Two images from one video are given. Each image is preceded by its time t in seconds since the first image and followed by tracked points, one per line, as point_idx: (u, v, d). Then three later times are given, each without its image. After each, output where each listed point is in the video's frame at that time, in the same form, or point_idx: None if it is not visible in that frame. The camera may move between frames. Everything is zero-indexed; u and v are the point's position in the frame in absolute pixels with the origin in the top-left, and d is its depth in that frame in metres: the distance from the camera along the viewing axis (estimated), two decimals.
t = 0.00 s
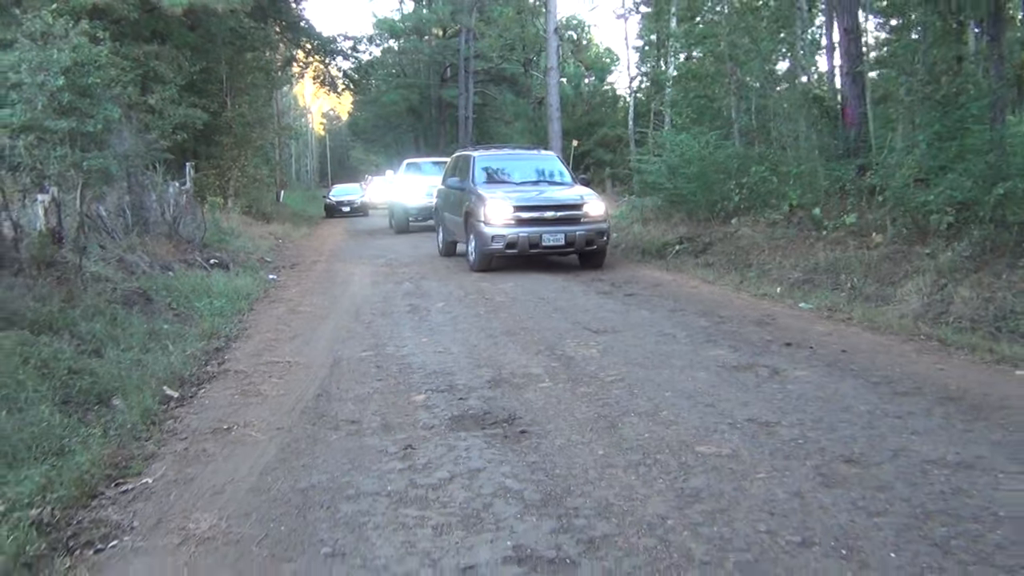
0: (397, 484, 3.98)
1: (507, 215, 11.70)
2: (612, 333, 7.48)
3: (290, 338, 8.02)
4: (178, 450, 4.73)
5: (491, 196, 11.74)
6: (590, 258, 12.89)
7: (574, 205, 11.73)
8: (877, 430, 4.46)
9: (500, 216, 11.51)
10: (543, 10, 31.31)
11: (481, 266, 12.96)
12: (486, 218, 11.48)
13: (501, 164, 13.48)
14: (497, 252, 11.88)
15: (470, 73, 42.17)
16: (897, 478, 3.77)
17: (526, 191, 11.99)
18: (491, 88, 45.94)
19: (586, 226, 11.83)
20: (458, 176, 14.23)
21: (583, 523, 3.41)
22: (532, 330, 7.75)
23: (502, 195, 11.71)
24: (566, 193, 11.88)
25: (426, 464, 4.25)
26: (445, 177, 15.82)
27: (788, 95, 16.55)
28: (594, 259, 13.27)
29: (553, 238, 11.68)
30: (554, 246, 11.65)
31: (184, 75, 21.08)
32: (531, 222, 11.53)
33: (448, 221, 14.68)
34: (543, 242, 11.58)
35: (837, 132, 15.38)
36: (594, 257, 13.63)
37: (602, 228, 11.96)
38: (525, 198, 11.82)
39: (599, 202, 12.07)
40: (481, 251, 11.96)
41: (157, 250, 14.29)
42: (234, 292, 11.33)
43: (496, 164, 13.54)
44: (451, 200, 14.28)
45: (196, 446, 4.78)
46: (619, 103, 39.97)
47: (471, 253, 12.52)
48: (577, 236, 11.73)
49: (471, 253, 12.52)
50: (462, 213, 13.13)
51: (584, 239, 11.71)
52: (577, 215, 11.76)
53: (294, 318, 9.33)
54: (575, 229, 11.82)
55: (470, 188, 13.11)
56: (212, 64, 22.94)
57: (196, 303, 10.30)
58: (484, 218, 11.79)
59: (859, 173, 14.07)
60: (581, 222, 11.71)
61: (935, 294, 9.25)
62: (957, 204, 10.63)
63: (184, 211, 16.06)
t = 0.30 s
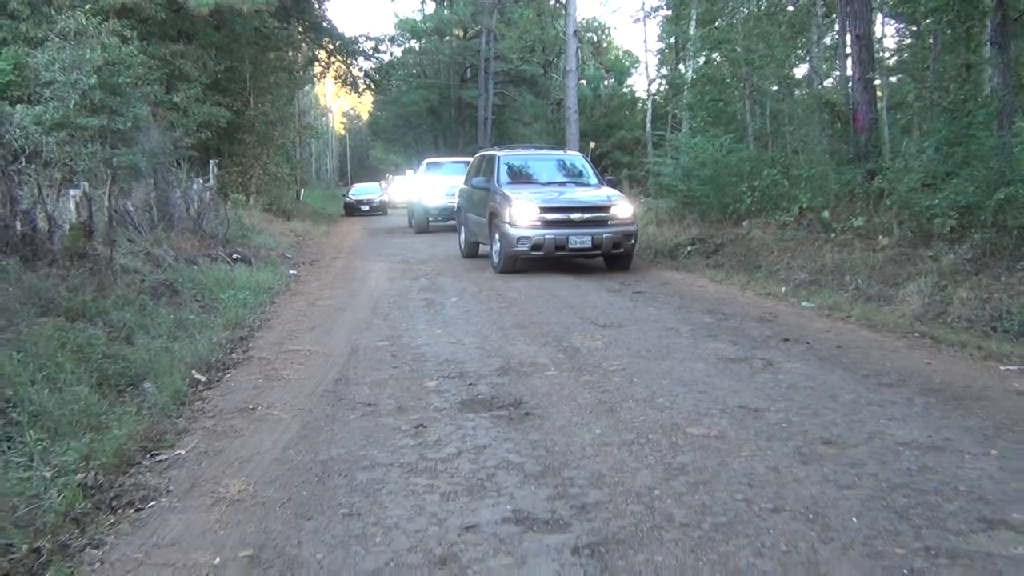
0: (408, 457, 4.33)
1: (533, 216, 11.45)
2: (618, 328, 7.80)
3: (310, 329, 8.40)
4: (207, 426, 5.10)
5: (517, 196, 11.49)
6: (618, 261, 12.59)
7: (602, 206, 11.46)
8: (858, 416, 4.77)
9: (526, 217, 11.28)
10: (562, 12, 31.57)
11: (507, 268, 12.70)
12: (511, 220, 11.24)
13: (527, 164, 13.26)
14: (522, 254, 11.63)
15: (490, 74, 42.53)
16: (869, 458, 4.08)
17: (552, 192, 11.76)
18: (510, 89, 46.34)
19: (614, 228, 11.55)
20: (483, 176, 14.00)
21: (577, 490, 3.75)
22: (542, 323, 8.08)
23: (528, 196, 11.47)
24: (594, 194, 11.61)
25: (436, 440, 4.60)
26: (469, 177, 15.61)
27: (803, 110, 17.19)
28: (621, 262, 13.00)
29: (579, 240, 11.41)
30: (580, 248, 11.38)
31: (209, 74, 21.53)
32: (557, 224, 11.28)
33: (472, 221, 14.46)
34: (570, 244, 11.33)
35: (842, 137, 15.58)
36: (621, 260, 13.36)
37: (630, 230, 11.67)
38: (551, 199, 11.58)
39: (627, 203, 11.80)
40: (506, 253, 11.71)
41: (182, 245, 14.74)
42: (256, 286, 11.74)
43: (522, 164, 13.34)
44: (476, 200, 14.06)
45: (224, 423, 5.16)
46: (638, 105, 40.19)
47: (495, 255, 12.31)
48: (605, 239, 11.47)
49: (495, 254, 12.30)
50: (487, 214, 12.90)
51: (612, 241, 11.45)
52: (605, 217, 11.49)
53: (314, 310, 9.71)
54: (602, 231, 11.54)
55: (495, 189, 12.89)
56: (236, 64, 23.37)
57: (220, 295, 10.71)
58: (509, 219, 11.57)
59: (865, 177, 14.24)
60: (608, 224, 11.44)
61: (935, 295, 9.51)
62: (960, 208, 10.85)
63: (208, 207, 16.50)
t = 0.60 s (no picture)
0: (404, 438, 4.65)
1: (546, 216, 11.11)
2: (610, 322, 8.10)
3: (316, 323, 8.73)
4: (216, 410, 5.44)
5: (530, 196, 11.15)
6: (633, 262, 12.23)
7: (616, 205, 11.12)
8: (828, 403, 5.08)
9: (539, 217, 10.95)
10: (569, 13, 31.85)
11: (519, 270, 12.34)
12: (524, 220, 10.91)
13: (540, 162, 12.91)
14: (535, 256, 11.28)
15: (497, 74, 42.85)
16: (832, 439, 4.38)
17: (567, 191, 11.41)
18: (517, 89, 46.68)
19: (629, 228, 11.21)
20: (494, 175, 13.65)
21: (558, 467, 4.07)
22: (539, 318, 8.39)
23: (541, 196, 11.13)
24: (609, 193, 11.27)
25: (431, 423, 4.92)
26: (479, 176, 15.29)
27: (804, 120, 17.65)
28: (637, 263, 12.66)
29: (594, 241, 11.06)
30: (595, 249, 11.03)
31: (219, 74, 21.89)
32: (571, 224, 10.95)
33: (482, 222, 14.14)
34: (584, 245, 10.98)
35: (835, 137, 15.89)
36: (637, 262, 13.03)
37: (646, 231, 11.32)
38: (565, 199, 11.25)
39: (643, 202, 11.47)
40: (518, 255, 11.37)
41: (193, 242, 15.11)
42: (265, 282, 12.08)
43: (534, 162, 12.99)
44: (486, 200, 13.71)
45: (233, 407, 5.50)
46: (644, 106, 40.45)
47: (508, 257, 11.97)
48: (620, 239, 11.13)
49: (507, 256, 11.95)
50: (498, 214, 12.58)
51: (627, 242, 11.11)
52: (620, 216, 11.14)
53: (320, 305, 10.05)
54: (617, 231, 11.19)
55: (506, 189, 12.55)
56: (246, 64, 23.74)
57: (229, 290, 11.05)
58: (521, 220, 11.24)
59: (861, 179, 14.51)
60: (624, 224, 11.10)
61: (922, 293, 9.78)
62: (950, 209, 11.14)
63: (218, 205, 16.87)
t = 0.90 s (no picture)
0: (400, 417, 4.97)
1: (559, 214, 10.79)
2: (602, 313, 8.40)
3: (320, 315, 9.05)
4: (224, 394, 5.77)
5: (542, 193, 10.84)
6: (646, 262, 11.92)
7: (631, 204, 10.80)
8: (799, 384, 5.38)
9: (552, 215, 10.64)
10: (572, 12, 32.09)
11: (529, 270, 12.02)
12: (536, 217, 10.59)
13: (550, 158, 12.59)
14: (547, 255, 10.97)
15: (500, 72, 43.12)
16: (798, 416, 4.68)
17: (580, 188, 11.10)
18: (521, 87, 46.99)
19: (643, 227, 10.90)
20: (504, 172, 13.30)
21: (540, 441, 4.38)
22: (534, 309, 8.69)
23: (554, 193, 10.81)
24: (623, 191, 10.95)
25: (425, 404, 5.24)
26: (486, 173, 14.92)
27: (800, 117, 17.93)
28: (649, 263, 12.36)
29: (608, 240, 10.74)
30: (609, 248, 10.72)
31: (225, 75, 22.22)
32: (585, 222, 10.64)
33: (491, 220, 13.83)
34: (598, 244, 10.67)
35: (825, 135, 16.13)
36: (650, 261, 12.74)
37: (660, 230, 11.02)
38: (578, 196, 10.94)
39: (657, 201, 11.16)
40: (529, 254, 11.06)
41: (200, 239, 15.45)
42: (270, 277, 12.41)
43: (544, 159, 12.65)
44: (495, 198, 13.35)
45: (240, 391, 5.83)
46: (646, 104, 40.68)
47: (518, 255, 11.63)
48: (634, 238, 10.83)
49: (518, 255, 11.62)
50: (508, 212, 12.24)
51: (642, 241, 10.80)
52: (634, 215, 10.84)
53: (324, 299, 10.37)
54: (631, 230, 10.88)
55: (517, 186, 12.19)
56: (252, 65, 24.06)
57: (236, 285, 11.38)
58: (533, 218, 10.92)
59: (854, 175, 14.57)
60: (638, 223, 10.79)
61: (908, 285, 10.03)
62: (937, 203, 11.43)
63: (224, 204, 17.20)
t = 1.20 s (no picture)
0: (398, 409, 5.29)
1: (566, 218, 10.61)
2: (594, 312, 8.70)
3: (321, 319, 9.36)
4: (233, 392, 6.10)
5: (548, 198, 10.67)
6: (655, 266, 11.71)
7: (639, 207, 10.61)
8: (774, 374, 5.69)
9: (559, 220, 10.46)
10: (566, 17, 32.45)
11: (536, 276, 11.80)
12: (543, 223, 10.42)
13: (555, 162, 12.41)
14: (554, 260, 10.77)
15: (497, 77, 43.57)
16: (769, 402, 5.00)
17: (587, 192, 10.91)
18: (518, 91, 47.40)
19: (652, 231, 10.71)
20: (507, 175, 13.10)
21: (529, 428, 4.70)
22: (527, 310, 8.99)
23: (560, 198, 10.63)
24: (631, 195, 10.76)
25: (422, 398, 5.56)
26: (489, 177, 14.70)
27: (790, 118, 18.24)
28: (657, 267, 12.17)
29: (616, 244, 10.55)
30: (618, 253, 10.52)
31: (224, 85, 22.57)
32: (592, 227, 10.46)
33: (494, 224, 13.64)
34: (606, 249, 10.49)
35: (815, 134, 16.48)
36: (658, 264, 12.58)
37: (670, 234, 10.81)
38: (585, 200, 10.76)
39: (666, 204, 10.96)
40: (536, 260, 10.88)
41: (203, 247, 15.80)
42: (272, 283, 12.73)
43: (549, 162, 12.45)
44: (499, 203, 13.14)
45: (247, 389, 6.16)
46: (642, 106, 41.07)
47: (525, 261, 11.45)
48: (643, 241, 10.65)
49: (524, 261, 11.43)
50: (512, 217, 12.07)
51: (651, 245, 10.61)
52: (643, 219, 10.65)
53: (325, 303, 10.70)
54: (640, 234, 10.68)
55: (521, 189, 11.99)
56: (250, 74, 24.42)
57: (239, 291, 11.71)
58: (539, 223, 10.74)
59: (841, 174, 14.85)
60: (647, 227, 10.60)
61: (891, 280, 10.35)
62: (920, 201, 11.69)
63: (226, 212, 17.54)
